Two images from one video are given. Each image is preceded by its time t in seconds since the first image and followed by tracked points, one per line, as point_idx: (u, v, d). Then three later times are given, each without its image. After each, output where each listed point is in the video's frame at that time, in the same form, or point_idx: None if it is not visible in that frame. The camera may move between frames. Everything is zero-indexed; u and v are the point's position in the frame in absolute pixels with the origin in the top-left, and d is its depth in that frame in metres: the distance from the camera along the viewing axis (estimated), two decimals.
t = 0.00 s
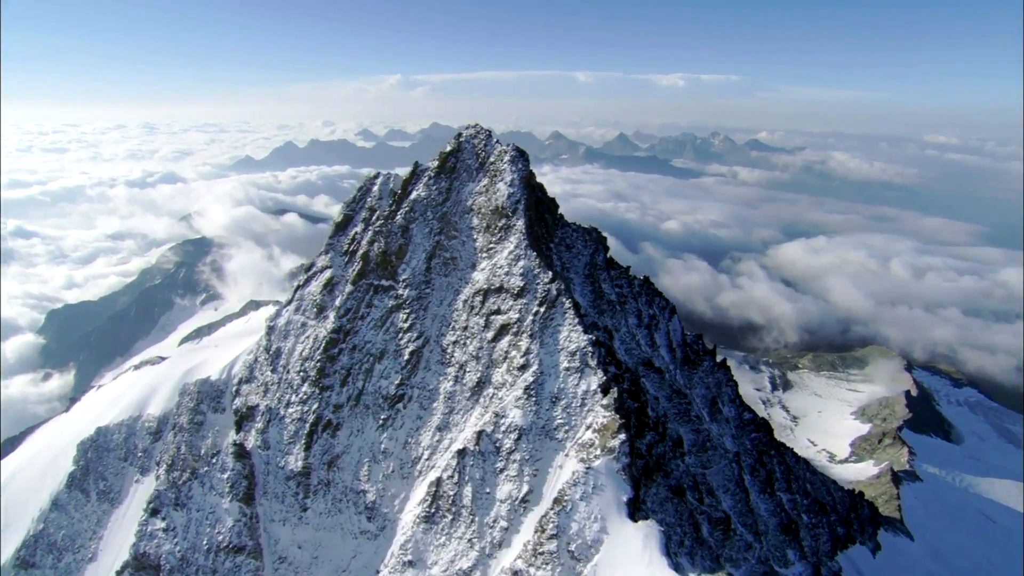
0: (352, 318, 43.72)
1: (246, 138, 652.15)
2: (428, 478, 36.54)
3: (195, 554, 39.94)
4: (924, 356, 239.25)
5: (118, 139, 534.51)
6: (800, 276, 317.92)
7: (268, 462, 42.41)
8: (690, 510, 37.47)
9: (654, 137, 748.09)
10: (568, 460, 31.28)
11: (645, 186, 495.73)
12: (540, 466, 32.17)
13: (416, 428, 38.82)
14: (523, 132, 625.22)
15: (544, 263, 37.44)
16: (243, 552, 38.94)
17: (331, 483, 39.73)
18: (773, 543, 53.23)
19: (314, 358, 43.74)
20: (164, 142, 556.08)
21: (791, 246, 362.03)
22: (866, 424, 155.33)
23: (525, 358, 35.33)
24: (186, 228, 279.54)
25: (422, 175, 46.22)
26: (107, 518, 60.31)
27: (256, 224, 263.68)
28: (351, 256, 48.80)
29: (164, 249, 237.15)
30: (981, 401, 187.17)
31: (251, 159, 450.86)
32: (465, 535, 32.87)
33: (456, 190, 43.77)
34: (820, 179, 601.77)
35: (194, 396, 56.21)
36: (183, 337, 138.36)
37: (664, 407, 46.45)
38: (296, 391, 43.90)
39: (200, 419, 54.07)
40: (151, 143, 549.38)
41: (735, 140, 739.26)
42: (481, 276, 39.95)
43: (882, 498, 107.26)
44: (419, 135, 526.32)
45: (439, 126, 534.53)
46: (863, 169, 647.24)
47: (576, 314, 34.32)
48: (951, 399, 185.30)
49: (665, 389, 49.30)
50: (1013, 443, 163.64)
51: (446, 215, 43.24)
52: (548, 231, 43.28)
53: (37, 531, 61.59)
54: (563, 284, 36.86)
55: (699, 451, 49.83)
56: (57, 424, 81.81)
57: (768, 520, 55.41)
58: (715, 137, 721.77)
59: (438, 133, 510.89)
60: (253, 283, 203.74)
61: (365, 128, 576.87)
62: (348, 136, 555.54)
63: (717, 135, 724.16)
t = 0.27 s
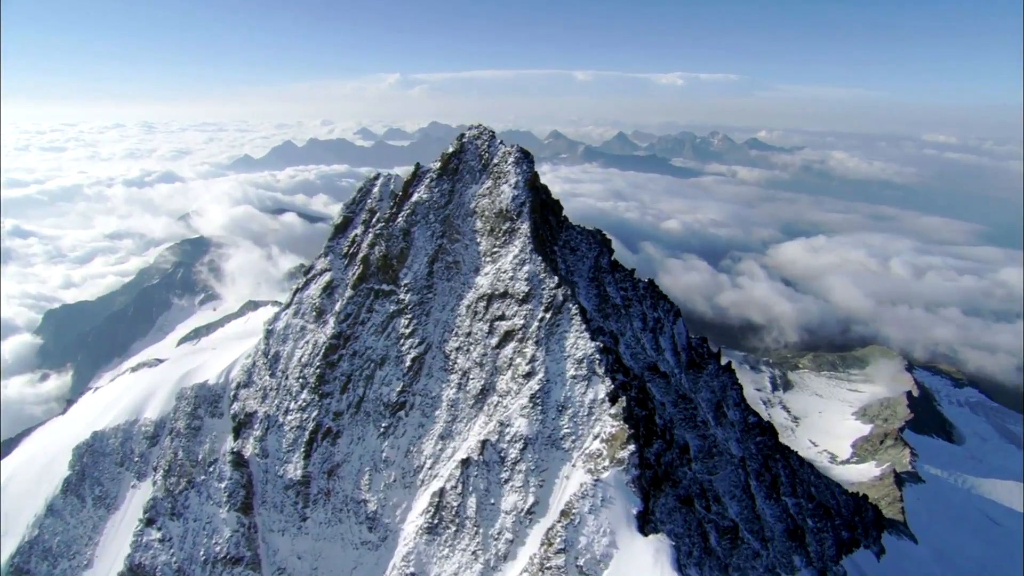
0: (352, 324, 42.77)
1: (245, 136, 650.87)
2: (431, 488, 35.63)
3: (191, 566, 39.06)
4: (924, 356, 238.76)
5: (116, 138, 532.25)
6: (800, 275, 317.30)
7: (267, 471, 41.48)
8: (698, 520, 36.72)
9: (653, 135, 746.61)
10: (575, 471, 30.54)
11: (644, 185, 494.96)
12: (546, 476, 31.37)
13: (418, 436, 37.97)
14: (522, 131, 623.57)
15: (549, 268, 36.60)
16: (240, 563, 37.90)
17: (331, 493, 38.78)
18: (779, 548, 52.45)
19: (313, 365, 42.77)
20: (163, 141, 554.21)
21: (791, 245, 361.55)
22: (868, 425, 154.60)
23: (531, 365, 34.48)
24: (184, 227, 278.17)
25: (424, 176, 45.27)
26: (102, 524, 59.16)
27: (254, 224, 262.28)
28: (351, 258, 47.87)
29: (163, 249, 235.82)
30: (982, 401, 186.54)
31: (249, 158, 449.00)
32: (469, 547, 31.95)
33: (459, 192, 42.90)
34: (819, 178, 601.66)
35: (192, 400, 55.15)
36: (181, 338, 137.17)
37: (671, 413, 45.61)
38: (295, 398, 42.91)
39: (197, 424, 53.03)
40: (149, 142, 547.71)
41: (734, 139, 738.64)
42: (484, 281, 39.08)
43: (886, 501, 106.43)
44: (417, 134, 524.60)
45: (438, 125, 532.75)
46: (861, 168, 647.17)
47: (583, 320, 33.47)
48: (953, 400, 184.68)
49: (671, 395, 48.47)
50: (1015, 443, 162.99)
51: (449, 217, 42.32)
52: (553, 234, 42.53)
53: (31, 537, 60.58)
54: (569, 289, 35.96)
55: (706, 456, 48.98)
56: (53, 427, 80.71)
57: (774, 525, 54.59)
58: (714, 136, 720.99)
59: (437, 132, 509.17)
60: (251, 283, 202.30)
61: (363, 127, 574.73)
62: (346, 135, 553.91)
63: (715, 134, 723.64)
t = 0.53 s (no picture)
0: (352, 330, 41.66)
1: (243, 135, 649.08)
2: (434, 499, 34.62)
3: None
4: (925, 355, 238.19)
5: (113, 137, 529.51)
6: (800, 275, 316.95)
7: (265, 481, 40.42)
8: (708, 532, 35.88)
9: (652, 134, 745.16)
10: (584, 485, 29.61)
11: (644, 184, 493.89)
12: (553, 489, 30.43)
13: (420, 446, 36.96)
14: (520, 130, 621.52)
15: (556, 273, 35.59)
16: None
17: (331, 504, 37.74)
18: (786, 556, 51.57)
19: (312, 373, 41.65)
20: (161, 139, 551.66)
21: (790, 245, 361.18)
22: (869, 425, 153.99)
23: (537, 374, 33.43)
24: (181, 226, 276.52)
25: (425, 178, 44.18)
26: (97, 531, 57.93)
27: (252, 224, 260.79)
28: (350, 261, 46.87)
29: (160, 248, 234.28)
30: (982, 401, 186.05)
31: (246, 157, 446.89)
32: (474, 563, 30.87)
33: (462, 194, 41.83)
34: (817, 177, 601.30)
35: (188, 406, 54.01)
36: (177, 339, 136.04)
37: (678, 420, 44.70)
38: (293, 407, 41.86)
39: (193, 430, 51.96)
40: (147, 140, 545.82)
41: (733, 138, 737.55)
42: (488, 287, 38.08)
43: (888, 502, 105.59)
44: (416, 133, 522.81)
45: (437, 123, 531.07)
46: (860, 167, 646.82)
47: (592, 328, 32.50)
48: (953, 400, 184.13)
49: (678, 401, 47.53)
50: (1016, 443, 162.47)
51: (451, 221, 41.26)
52: (556, 236, 41.64)
53: (24, 545, 59.47)
54: (576, 295, 34.95)
55: (712, 464, 48.16)
56: (47, 431, 79.42)
57: (781, 532, 53.72)
58: (712, 135, 720.12)
59: (435, 131, 507.32)
60: (249, 283, 200.66)
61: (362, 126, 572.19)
62: (344, 134, 551.98)
63: (714, 133, 722.70)
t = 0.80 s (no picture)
0: (352, 336, 40.76)
1: (240, 134, 646.36)
2: (437, 510, 33.73)
3: None
4: (924, 354, 237.87)
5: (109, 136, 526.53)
6: (798, 274, 316.73)
7: (262, 491, 39.53)
8: (717, 541, 35.15)
9: (650, 134, 744.39)
10: (591, 496, 28.88)
11: (642, 183, 492.84)
12: (559, 501, 29.65)
13: (422, 455, 36.11)
14: (518, 129, 619.56)
15: (562, 279, 34.71)
16: None
17: (331, 515, 36.82)
18: (791, 562, 50.85)
19: (311, 380, 40.65)
20: (157, 138, 548.58)
21: (789, 243, 360.73)
22: (869, 425, 153.54)
23: (543, 383, 32.57)
24: (178, 226, 274.60)
25: (426, 180, 43.23)
26: (91, 537, 56.83)
27: (249, 224, 259.26)
28: (349, 264, 45.97)
29: (157, 248, 232.63)
30: (982, 401, 185.62)
31: (243, 156, 444.44)
32: None
33: (464, 197, 40.88)
34: (815, 176, 600.82)
35: (184, 410, 53.06)
36: (173, 340, 134.67)
37: (683, 426, 43.92)
38: (292, 414, 40.91)
39: (189, 436, 51.06)
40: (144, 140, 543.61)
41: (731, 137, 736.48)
42: (492, 292, 37.20)
43: (891, 503, 104.82)
44: (413, 131, 520.67)
45: (434, 122, 528.93)
46: (858, 166, 646.65)
47: (599, 335, 31.66)
48: (953, 399, 183.69)
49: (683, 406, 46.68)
50: (1016, 443, 162.09)
51: (453, 224, 40.37)
52: (560, 239, 40.80)
53: (18, 552, 58.49)
54: (582, 300, 34.08)
55: (718, 469, 47.38)
56: (41, 435, 78.22)
57: (787, 537, 52.94)
58: (710, 134, 718.85)
59: (433, 130, 505.36)
60: (246, 283, 199.09)
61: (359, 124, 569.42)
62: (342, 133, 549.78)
63: (712, 132, 721.41)
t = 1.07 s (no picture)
0: (351, 343, 39.72)
1: (234, 132, 642.09)
2: (439, 523, 32.69)
3: None
4: (921, 352, 237.92)
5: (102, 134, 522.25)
6: (795, 272, 316.88)
7: (259, 502, 38.49)
8: (726, 552, 34.34)
9: (646, 131, 743.81)
10: (599, 511, 27.99)
11: (638, 181, 492.20)
12: (567, 515, 28.71)
13: (424, 466, 35.10)
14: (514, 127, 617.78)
15: (568, 285, 33.76)
16: None
17: (330, 528, 35.74)
18: (797, 569, 50.06)
19: (308, 389, 39.61)
20: (151, 137, 544.18)
21: (786, 242, 360.84)
22: (868, 425, 153.27)
23: (549, 393, 31.65)
24: (173, 225, 272.13)
25: (426, 183, 42.22)
26: (83, 546, 55.45)
27: (244, 223, 257.32)
28: (347, 268, 44.98)
29: (151, 248, 230.40)
30: (980, 399, 185.66)
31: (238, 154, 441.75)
32: None
33: (465, 200, 39.88)
34: (811, 174, 601.62)
35: (179, 417, 52.16)
36: (167, 341, 133.00)
37: (689, 432, 43.05)
38: (288, 424, 39.85)
39: (183, 443, 50.09)
40: (138, 138, 539.47)
41: (727, 136, 736.90)
42: (495, 298, 36.17)
43: (892, 503, 104.07)
44: (409, 130, 518.42)
45: (430, 121, 526.66)
46: (853, 164, 647.21)
47: (607, 342, 30.72)
48: (951, 398, 183.65)
49: (688, 411, 45.78)
50: (1014, 441, 162.16)
51: (455, 228, 39.39)
52: (564, 243, 39.83)
53: (8, 562, 57.34)
54: (588, 307, 33.18)
55: (723, 476, 46.61)
56: (35, 440, 76.85)
57: (792, 543, 52.18)
58: (706, 132, 718.72)
59: (430, 129, 503.60)
60: (241, 283, 196.89)
61: (355, 123, 566.17)
62: (337, 131, 547.26)
63: (708, 131, 721.22)
